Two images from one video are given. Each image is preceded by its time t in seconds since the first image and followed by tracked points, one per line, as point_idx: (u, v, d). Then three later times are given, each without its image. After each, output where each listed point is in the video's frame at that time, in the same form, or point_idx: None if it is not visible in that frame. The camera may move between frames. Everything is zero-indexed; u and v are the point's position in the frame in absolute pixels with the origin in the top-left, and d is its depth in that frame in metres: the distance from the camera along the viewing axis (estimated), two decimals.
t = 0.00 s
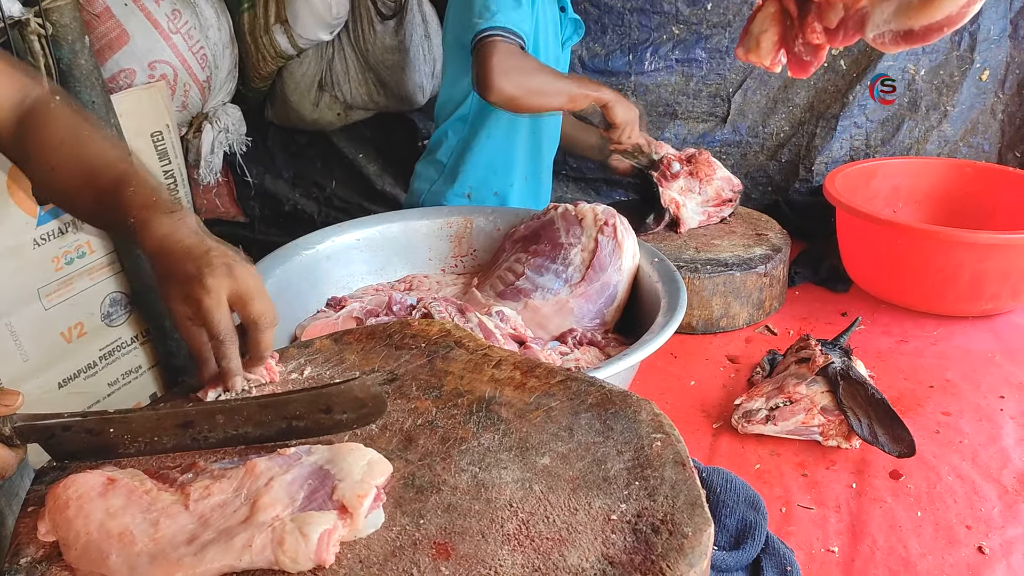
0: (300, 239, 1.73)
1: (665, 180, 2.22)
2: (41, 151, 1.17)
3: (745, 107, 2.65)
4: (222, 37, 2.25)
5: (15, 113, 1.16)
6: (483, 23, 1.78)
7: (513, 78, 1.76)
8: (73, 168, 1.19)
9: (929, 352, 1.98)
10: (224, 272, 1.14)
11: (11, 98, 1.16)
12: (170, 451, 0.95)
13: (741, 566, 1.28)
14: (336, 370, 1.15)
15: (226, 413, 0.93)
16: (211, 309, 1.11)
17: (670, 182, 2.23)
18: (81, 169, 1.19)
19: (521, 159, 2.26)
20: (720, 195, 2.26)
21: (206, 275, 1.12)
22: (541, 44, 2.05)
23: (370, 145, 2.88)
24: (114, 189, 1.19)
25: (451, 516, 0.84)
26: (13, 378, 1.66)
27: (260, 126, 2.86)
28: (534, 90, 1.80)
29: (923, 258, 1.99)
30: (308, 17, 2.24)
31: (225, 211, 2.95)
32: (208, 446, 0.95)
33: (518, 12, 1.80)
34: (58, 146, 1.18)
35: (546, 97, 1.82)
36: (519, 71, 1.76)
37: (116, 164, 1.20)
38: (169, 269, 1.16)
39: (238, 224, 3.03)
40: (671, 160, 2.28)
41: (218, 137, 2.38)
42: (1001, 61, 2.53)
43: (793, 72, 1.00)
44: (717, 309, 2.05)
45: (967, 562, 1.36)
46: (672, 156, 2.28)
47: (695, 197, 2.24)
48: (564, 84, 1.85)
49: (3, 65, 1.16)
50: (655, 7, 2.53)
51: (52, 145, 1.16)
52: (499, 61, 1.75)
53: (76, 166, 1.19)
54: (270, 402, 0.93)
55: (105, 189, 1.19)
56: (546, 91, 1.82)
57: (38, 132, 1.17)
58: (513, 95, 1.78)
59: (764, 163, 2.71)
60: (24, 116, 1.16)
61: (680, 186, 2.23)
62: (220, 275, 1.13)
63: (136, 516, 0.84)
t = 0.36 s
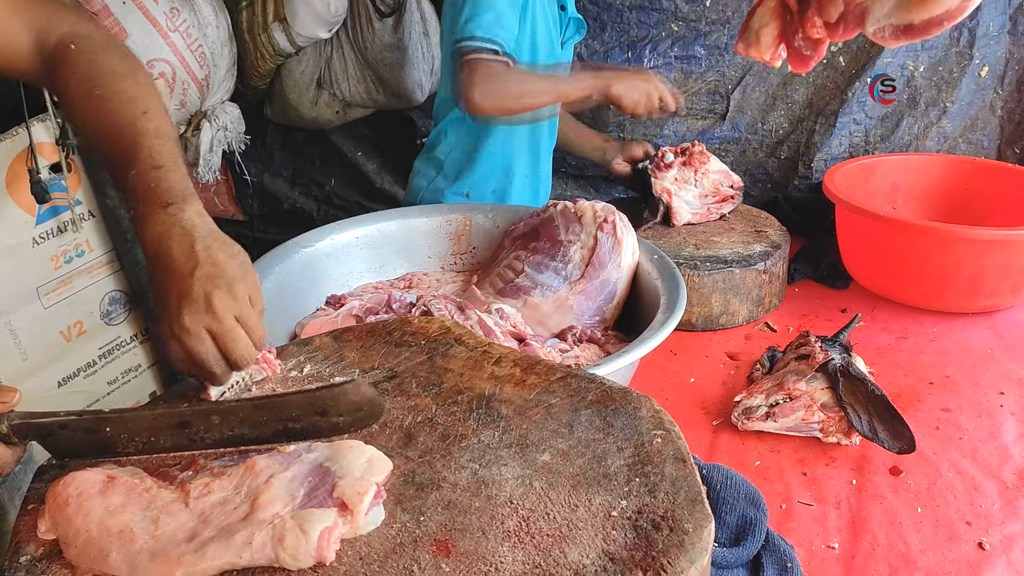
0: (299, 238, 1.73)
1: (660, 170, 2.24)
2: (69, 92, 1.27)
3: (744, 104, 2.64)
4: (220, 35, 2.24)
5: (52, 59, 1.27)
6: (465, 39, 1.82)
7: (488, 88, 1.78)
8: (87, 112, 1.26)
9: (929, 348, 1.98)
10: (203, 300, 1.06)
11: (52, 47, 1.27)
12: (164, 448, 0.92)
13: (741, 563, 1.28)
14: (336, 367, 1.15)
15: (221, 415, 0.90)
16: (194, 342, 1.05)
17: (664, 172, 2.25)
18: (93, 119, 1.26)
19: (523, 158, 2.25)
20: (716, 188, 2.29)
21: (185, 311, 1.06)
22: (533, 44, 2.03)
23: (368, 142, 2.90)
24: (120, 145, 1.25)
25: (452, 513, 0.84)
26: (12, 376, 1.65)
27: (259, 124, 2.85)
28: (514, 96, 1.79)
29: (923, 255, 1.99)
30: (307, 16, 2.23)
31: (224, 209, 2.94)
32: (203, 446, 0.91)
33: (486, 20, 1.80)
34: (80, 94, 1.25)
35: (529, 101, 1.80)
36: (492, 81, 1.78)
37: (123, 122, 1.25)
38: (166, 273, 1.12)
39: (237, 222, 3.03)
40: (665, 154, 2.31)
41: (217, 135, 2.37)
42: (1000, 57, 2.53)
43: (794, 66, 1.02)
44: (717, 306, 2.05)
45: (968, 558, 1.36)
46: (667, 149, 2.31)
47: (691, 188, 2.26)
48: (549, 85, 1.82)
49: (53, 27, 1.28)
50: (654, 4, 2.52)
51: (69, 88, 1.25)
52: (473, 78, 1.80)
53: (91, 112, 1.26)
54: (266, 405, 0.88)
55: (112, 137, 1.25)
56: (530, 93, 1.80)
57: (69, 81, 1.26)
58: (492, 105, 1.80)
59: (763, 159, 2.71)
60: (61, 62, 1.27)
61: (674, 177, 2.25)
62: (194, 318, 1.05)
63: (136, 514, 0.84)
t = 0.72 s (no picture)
0: (298, 238, 1.73)
1: (663, 178, 2.21)
2: (54, 111, 1.21)
3: (743, 103, 2.64)
4: (217, 34, 2.23)
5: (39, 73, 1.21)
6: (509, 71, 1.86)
7: (539, 125, 1.88)
8: (81, 133, 1.21)
9: (928, 347, 1.97)
10: (248, 272, 1.07)
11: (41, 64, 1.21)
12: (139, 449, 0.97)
13: (740, 563, 1.28)
14: (334, 368, 1.14)
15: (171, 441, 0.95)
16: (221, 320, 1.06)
17: (667, 180, 2.22)
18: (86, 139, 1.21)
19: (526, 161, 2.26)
20: (717, 197, 2.28)
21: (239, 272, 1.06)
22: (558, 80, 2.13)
23: (367, 142, 2.89)
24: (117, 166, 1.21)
25: (450, 515, 0.84)
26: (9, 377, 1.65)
27: (258, 123, 2.85)
28: (562, 137, 1.91)
29: (922, 253, 1.99)
30: (304, 15, 2.23)
31: (222, 210, 2.94)
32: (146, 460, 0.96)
33: (534, 58, 1.85)
34: (69, 108, 1.20)
35: (575, 141, 1.93)
36: (544, 120, 1.88)
37: (122, 140, 1.21)
38: (187, 262, 1.10)
39: (236, 222, 3.02)
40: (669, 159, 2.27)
41: (215, 135, 2.36)
42: (999, 55, 2.53)
43: (790, 66, 1.01)
44: (716, 305, 2.05)
45: (967, 557, 1.36)
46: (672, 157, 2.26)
47: (692, 198, 2.25)
48: (598, 126, 1.95)
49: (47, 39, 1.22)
50: (652, 2, 2.52)
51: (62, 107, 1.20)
52: (525, 113, 1.87)
53: (86, 130, 1.21)
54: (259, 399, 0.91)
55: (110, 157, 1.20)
56: (580, 135, 1.93)
57: (55, 93, 1.21)
58: (541, 141, 1.92)
59: (762, 158, 2.71)
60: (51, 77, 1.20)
61: (676, 186, 2.23)
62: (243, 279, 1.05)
63: (134, 517, 0.84)
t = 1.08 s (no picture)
0: (299, 236, 1.73)
1: (663, 180, 2.21)
2: (31, 164, 1.32)
3: (743, 101, 2.64)
4: (217, 33, 2.22)
5: (14, 131, 1.34)
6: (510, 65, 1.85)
7: (538, 123, 1.87)
8: (58, 183, 1.32)
9: (929, 344, 1.97)
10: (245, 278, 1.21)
11: (15, 116, 1.35)
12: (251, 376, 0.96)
13: (741, 560, 1.28)
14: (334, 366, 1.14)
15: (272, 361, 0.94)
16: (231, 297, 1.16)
17: (668, 183, 2.22)
18: (61, 189, 1.31)
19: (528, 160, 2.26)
20: (718, 198, 2.27)
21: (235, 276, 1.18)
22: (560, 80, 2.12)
23: (367, 141, 2.89)
24: (94, 209, 1.31)
25: (450, 513, 0.84)
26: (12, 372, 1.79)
27: (257, 122, 2.85)
28: (562, 134, 1.90)
29: (923, 250, 1.99)
30: (304, 14, 2.22)
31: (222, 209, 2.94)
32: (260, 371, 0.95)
33: (535, 55, 1.84)
34: (47, 159, 1.32)
35: (574, 140, 1.92)
36: (544, 117, 1.87)
37: (97, 186, 1.32)
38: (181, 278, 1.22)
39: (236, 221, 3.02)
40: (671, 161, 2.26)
41: (215, 133, 2.36)
42: (999, 52, 2.52)
43: (791, 62, 1.01)
44: (716, 303, 2.05)
45: (968, 555, 1.36)
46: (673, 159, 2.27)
47: (693, 200, 2.24)
48: (598, 127, 1.95)
49: (23, 86, 1.37)
50: None
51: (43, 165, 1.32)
52: (526, 109, 1.86)
53: (61, 179, 1.32)
54: (353, 332, 0.92)
55: (87, 202, 1.31)
56: (579, 134, 1.92)
57: (31, 148, 1.33)
58: (540, 138, 1.91)
59: (762, 156, 2.71)
60: (26, 130, 1.34)
61: (677, 189, 2.22)
62: (243, 281, 1.17)
63: (134, 516, 0.83)
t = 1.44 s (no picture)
0: (298, 236, 1.73)
1: (675, 184, 2.22)
2: (32, 170, 1.33)
3: (743, 100, 2.64)
4: (218, 33, 2.22)
5: (14, 138, 1.35)
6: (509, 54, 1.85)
7: (535, 108, 1.86)
8: (58, 189, 1.32)
9: (930, 343, 1.97)
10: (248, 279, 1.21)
11: (17, 121, 1.36)
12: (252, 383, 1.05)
13: (742, 559, 1.28)
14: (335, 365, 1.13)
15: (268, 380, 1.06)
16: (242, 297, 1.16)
17: (679, 186, 2.23)
18: (61, 195, 1.32)
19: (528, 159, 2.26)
20: (722, 197, 2.26)
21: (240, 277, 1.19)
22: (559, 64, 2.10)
23: (368, 140, 2.89)
24: (94, 214, 1.31)
25: (451, 511, 0.84)
26: (14, 374, 1.81)
27: (258, 121, 2.85)
28: (560, 116, 1.89)
29: (924, 249, 1.98)
30: (304, 13, 2.22)
31: (223, 208, 2.94)
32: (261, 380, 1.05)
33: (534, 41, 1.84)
34: (47, 165, 1.32)
35: (573, 120, 1.91)
36: (542, 101, 1.85)
37: (97, 193, 1.33)
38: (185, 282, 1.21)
39: (237, 220, 3.02)
40: (682, 164, 2.28)
41: (216, 133, 2.36)
42: (1000, 50, 2.52)
43: (792, 61, 1.01)
44: (717, 302, 2.05)
45: (969, 553, 1.36)
46: (683, 160, 2.28)
47: (702, 203, 2.23)
48: (595, 105, 1.94)
49: (27, 93, 1.38)
50: None
51: (43, 170, 1.32)
52: (523, 95, 1.85)
53: (63, 184, 1.32)
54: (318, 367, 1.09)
55: (86, 208, 1.31)
56: (575, 114, 1.91)
57: (32, 154, 1.33)
58: (539, 123, 1.89)
59: (763, 155, 2.71)
60: (27, 136, 1.34)
61: (688, 192, 2.22)
62: (247, 281, 1.18)
63: (135, 515, 0.83)
